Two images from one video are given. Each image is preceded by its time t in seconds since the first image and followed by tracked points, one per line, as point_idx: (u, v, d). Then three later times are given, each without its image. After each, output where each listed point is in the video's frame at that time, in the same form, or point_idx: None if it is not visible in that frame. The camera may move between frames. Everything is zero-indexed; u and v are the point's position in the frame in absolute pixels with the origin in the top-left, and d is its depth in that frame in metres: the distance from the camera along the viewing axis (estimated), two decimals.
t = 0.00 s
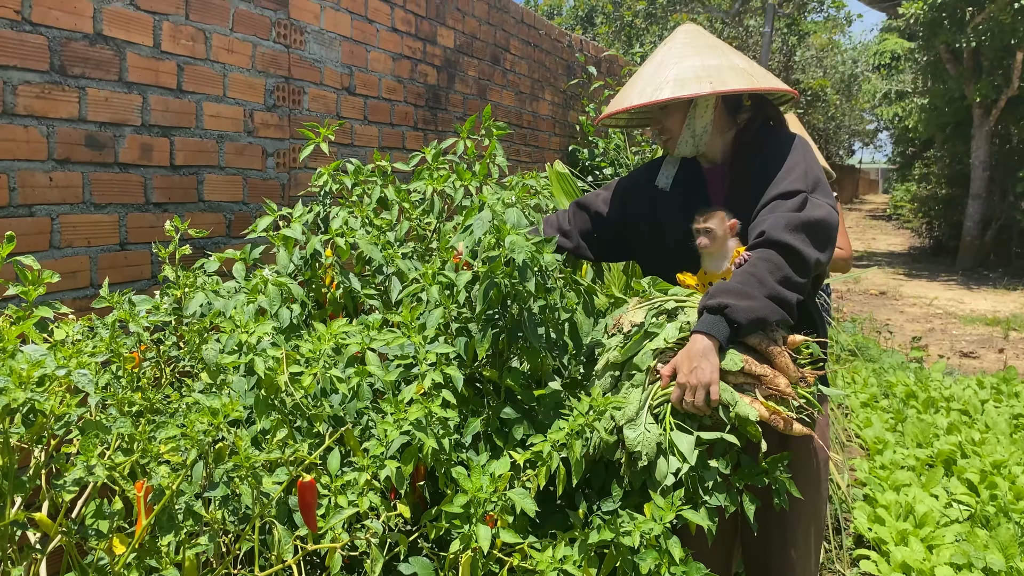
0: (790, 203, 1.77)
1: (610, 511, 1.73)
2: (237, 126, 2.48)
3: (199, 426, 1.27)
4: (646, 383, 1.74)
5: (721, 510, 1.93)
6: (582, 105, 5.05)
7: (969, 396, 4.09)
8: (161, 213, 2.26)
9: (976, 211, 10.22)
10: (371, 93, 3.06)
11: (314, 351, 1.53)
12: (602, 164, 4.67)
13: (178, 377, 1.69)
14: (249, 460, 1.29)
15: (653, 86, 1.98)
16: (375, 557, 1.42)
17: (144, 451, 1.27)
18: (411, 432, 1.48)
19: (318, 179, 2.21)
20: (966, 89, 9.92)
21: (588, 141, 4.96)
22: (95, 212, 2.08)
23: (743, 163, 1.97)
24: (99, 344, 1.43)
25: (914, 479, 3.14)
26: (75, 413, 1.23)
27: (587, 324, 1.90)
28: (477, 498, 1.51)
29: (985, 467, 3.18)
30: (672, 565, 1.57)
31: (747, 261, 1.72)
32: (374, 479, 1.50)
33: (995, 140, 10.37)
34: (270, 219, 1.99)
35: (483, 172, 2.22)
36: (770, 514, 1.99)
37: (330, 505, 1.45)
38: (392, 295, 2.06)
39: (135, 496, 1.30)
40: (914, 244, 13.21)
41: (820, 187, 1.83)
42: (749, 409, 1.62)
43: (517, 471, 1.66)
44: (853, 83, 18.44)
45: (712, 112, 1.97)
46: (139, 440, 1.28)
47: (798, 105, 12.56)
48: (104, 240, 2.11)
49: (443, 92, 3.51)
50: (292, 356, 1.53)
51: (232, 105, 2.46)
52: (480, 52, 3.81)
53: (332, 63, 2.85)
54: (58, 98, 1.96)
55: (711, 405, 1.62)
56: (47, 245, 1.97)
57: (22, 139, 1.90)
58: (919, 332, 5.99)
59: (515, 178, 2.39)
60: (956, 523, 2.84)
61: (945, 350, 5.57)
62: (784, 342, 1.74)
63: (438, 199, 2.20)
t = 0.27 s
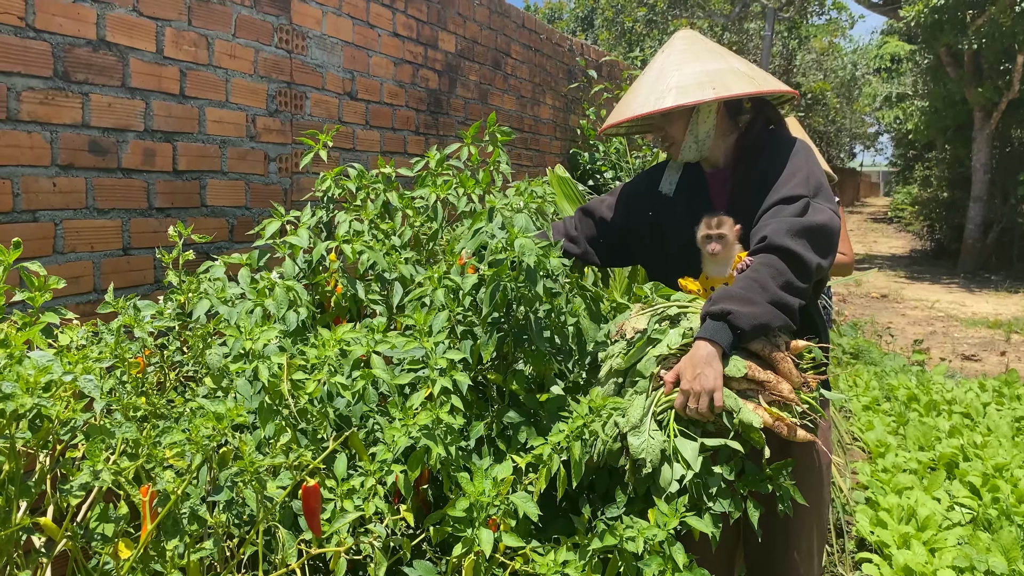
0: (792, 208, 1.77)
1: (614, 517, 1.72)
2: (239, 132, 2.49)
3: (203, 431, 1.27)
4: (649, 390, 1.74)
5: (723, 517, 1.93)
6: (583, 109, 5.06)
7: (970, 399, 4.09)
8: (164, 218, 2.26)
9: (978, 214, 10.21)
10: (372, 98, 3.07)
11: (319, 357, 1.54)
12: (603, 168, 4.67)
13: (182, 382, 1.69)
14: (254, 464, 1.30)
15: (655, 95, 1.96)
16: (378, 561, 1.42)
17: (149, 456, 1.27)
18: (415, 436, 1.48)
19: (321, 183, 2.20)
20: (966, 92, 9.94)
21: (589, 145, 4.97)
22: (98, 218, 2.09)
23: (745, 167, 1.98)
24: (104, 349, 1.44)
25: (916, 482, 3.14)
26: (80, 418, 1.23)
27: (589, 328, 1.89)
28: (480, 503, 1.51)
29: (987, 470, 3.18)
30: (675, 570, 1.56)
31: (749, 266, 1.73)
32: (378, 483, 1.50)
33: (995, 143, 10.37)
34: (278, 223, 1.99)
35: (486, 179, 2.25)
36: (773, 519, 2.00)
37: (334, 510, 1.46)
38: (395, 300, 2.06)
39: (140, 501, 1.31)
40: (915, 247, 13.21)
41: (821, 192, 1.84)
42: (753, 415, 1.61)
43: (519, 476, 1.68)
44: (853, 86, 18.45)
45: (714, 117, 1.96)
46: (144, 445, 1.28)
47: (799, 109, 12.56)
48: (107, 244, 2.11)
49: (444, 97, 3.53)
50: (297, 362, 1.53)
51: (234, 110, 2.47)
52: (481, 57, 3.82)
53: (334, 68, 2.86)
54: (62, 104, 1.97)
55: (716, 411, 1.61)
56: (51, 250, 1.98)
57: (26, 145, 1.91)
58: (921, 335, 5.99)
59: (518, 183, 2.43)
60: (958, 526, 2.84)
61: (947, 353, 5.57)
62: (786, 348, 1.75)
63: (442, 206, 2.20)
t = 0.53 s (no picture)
0: (805, 209, 1.78)
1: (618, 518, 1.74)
2: (242, 134, 2.50)
3: (209, 432, 1.28)
4: (660, 391, 1.74)
5: (729, 521, 1.95)
6: (584, 112, 5.07)
7: (972, 401, 4.09)
8: (167, 220, 2.27)
9: (979, 215, 10.21)
10: (374, 101, 3.08)
11: (325, 358, 1.55)
12: (605, 170, 4.69)
13: (187, 383, 1.70)
14: (260, 465, 1.30)
15: (691, 92, 1.93)
16: (383, 561, 1.43)
17: (155, 457, 1.28)
18: (418, 437, 1.49)
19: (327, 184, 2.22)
20: (966, 94, 9.95)
21: (590, 148, 4.98)
22: (102, 220, 2.10)
23: (756, 168, 1.98)
24: (110, 351, 1.44)
25: (918, 483, 3.14)
26: (88, 419, 1.24)
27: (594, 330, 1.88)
28: (484, 504, 1.52)
29: (989, 472, 3.18)
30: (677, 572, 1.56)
31: (762, 267, 1.73)
32: (382, 485, 1.51)
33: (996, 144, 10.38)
34: (283, 224, 2.01)
35: (491, 182, 2.27)
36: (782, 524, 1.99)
37: (339, 510, 1.46)
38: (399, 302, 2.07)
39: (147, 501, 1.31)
40: (915, 249, 13.21)
41: (834, 193, 1.85)
42: (766, 417, 1.62)
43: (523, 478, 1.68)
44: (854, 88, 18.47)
45: (737, 116, 1.97)
46: (150, 446, 1.29)
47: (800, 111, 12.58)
48: (111, 247, 2.12)
49: (446, 99, 3.54)
50: (303, 363, 1.54)
51: (237, 113, 2.48)
52: (482, 60, 3.84)
53: (336, 71, 2.87)
54: (66, 107, 1.98)
55: (728, 412, 1.61)
56: (55, 253, 1.98)
57: (30, 148, 1.92)
58: (921, 337, 5.99)
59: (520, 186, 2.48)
60: (960, 527, 2.84)
61: (948, 355, 5.57)
62: (799, 349, 1.75)
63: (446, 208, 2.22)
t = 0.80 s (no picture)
0: (828, 218, 1.80)
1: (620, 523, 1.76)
2: (242, 137, 2.51)
3: (210, 433, 1.29)
4: (678, 400, 1.74)
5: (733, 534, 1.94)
6: (584, 113, 5.07)
7: (972, 402, 4.09)
8: (168, 222, 2.28)
9: (979, 216, 10.21)
10: (374, 103, 3.08)
11: (326, 359, 1.56)
12: (605, 171, 4.69)
13: (188, 384, 1.71)
14: (260, 466, 1.31)
15: (743, 91, 1.92)
16: (382, 562, 1.44)
17: (156, 458, 1.28)
18: (419, 438, 1.49)
19: (324, 188, 2.21)
20: (966, 95, 9.95)
21: (591, 149, 4.99)
22: (103, 223, 2.11)
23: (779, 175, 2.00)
24: (111, 352, 1.45)
25: (918, 484, 3.15)
26: (90, 421, 1.24)
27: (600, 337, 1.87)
28: (483, 505, 1.52)
29: (988, 473, 3.18)
30: None
31: (783, 275, 1.74)
32: (383, 485, 1.51)
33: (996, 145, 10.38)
34: (285, 224, 2.02)
35: (493, 185, 2.29)
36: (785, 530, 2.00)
37: (340, 511, 1.47)
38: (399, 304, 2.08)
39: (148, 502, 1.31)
40: (915, 250, 13.21)
41: (858, 201, 1.85)
42: (786, 429, 1.60)
43: (524, 480, 1.69)
44: (854, 89, 18.48)
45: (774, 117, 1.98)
46: (152, 447, 1.29)
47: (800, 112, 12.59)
48: (111, 249, 2.13)
49: (446, 102, 3.54)
50: (305, 364, 1.54)
51: (237, 116, 2.48)
52: (482, 62, 3.85)
53: (337, 74, 2.88)
54: (67, 110, 1.99)
55: (746, 424, 1.60)
56: (56, 255, 1.99)
57: (31, 151, 1.93)
58: (921, 338, 5.99)
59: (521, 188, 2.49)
60: (959, 528, 2.84)
61: (948, 356, 5.57)
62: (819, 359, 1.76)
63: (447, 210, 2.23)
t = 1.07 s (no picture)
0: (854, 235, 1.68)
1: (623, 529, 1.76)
2: (242, 139, 2.52)
3: (208, 435, 1.30)
4: (690, 413, 1.68)
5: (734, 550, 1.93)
6: (584, 114, 5.08)
7: (971, 402, 4.10)
8: (169, 225, 2.29)
9: (979, 216, 10.21)
10: (374, 104, 3.09)
11: (325, 362, 1.56)
12: (605, 172, 4.70)
13: (187, 386, 1.71)
14: (258, 468, 1.32)
15: (796, 103, 1.67)
16: (382, 562, 1.44)
17: (155, 460, 1.27)
18: (419, 440, 1.50)
19: (329, 189, 2.28)
20: (966, 95, 9.95)
21: (590, 150, 5.00)
22: (103, 225, 2.11)
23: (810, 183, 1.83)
24: (110, 355, 1.45)
25: (917, 484, 3.15)
26: (88, 423, 1.25)
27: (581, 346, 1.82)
28: (484, 507, 1.53)
29: (988, 472, 3.19)
30: None
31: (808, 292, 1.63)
32: (382, 487, 1.52)
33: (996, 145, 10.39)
34: (286, 227, 2.03)
35: (493, 188, 2.30)
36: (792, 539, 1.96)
37: (339, 513, 1.47)
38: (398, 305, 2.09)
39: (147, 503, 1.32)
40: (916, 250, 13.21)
41: (887, 215, 1.72)
42: (795, 450, 1.53)
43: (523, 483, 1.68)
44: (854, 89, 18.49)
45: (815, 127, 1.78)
46: (150, 449, 1.29)
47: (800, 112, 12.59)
48: (112, 252, 2.14)
49: (446, 103, 3.55)
50: (303, 367, 1.55)
51: (237, 118, 2.49)
52: (482, 63, 3.85)
53: (336, 75, 2.89)
54: (67, 113, 2.00)
55: (755, 440, 1.54)
56: (56, 257, 2.00)
57: (32, 154, 1.93)
58: (921, 338, 5.99)
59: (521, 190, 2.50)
60: (959, 528, 2.85)
61: (948, 355, 5.57)
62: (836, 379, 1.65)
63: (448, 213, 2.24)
